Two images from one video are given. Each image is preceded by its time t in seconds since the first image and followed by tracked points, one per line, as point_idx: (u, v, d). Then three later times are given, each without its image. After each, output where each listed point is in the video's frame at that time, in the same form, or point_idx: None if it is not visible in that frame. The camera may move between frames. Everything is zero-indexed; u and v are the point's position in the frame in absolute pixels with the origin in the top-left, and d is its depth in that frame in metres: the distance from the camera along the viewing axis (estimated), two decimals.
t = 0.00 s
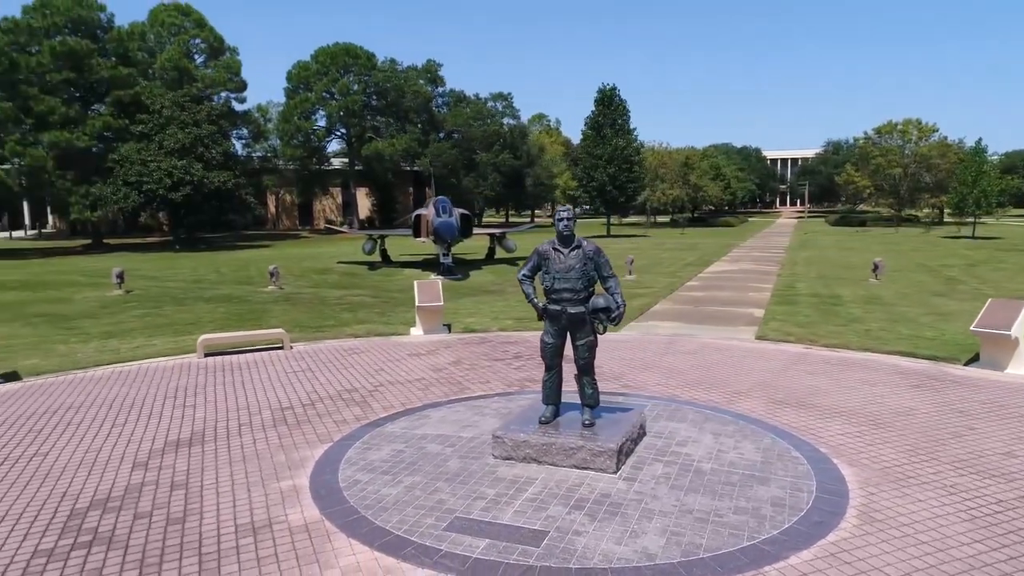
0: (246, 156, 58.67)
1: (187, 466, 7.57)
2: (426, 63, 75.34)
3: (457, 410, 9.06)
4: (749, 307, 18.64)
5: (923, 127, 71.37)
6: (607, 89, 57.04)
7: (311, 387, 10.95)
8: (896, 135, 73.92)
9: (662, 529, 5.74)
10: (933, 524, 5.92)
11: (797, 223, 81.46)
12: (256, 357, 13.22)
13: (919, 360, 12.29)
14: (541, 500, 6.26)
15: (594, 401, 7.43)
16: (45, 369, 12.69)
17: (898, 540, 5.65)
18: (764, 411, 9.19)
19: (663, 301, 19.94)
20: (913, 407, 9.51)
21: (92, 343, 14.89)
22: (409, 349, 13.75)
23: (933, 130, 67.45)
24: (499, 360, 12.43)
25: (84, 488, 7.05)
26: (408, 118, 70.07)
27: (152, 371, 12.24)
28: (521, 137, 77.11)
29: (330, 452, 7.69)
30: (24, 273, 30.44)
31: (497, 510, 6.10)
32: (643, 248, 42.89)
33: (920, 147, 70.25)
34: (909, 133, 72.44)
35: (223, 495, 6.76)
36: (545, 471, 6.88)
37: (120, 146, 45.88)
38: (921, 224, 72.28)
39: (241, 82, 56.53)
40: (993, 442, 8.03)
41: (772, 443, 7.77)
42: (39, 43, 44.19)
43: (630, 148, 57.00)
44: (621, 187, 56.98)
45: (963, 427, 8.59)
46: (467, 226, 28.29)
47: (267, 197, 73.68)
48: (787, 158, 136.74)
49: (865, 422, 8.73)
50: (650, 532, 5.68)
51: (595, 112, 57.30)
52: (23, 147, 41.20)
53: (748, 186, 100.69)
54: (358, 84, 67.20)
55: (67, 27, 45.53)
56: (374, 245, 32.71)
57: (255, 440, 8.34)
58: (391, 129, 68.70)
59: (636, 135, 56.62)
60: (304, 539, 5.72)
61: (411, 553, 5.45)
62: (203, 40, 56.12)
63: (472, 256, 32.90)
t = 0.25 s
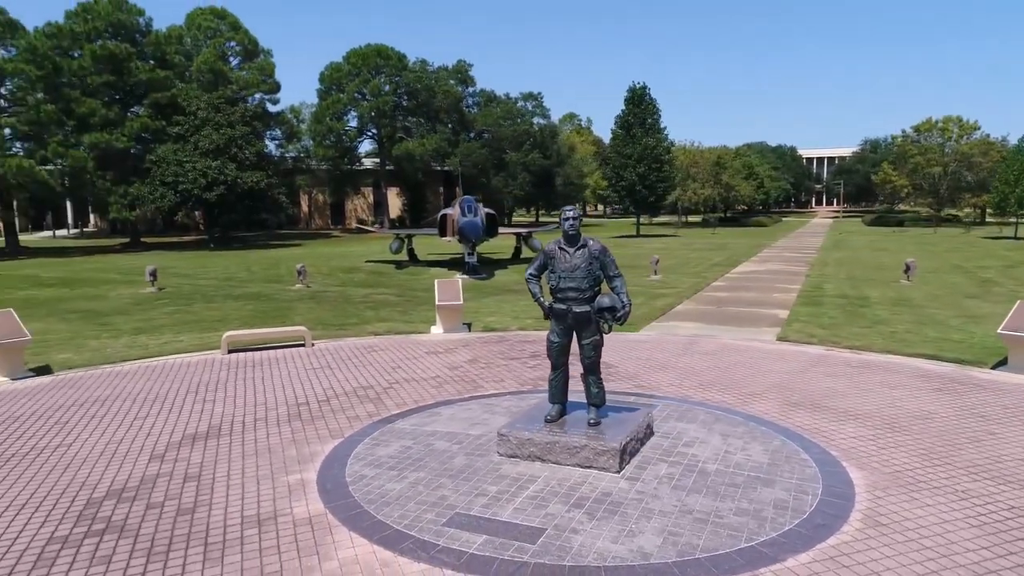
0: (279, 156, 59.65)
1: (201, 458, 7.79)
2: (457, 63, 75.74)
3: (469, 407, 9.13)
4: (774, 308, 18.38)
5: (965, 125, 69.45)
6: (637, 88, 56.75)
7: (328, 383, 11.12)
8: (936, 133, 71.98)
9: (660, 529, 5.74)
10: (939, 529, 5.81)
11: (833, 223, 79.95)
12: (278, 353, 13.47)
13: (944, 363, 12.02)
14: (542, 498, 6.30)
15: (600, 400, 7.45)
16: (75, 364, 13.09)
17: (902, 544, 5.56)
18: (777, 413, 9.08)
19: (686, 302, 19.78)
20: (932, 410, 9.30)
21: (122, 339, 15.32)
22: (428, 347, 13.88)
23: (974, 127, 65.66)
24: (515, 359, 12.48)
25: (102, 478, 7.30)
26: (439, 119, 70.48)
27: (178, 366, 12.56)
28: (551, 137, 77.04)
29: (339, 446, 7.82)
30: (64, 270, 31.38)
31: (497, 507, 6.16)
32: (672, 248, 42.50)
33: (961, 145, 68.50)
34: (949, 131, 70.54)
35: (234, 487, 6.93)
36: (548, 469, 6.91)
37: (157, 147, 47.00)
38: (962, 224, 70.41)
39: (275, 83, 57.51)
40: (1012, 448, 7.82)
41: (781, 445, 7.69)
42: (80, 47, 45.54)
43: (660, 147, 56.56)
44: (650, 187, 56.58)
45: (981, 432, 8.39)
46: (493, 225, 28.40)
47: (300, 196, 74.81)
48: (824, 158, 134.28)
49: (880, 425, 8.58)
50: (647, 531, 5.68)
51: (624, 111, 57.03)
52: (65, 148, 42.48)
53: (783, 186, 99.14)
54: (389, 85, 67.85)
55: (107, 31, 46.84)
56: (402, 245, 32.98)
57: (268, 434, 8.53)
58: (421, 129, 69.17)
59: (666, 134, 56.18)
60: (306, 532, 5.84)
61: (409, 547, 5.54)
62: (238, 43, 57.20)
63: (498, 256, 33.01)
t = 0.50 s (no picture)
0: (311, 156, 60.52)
1: (213, 451, 7.98)
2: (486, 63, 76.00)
3: (478, 405, 9.19)
4: (798, 308, 18.12)
5: (1007, 122, 67.47)
6: (667, 86, 56.34)
7: (344, 380, 11.28)
8: (976, 130, 70.07)
9: (655, 528, 5.73)
10: (941, 534, 5.71)
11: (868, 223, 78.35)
12: (297, 350, 13.68)
13: (969, 366, 11.74)
14: (541, 495, 6.34)
15: (604, 398, 7.45)
16: (103, 358, 13.48)
17: (901, 548, 5.47)
18: (788, 414, 8.98)
19: (709, 302, 19.60)
20: (950, 414, 9.11)
21: (149, 335, 15.69)
22: (445, 345, 13.98)
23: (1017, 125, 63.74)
24: (530, 358, 12.53)
25: (117, 469, 7.54)
26: (468, 118, 70.79)
27: (200, 362, 12.85)
28: (580, 137, 76.87)
29: (346, 442, 7.95)
30: (101, 268, 32.21)
31: (496, 504, 6.22)
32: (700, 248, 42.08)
33: (1002, 143, 66.67)
34: (990, 129, 68.60)
35: (241, 479, 7.10)
36: (549, 466, 6.95)
37: (192, 148, 48.03)
38: (1004, 224, 68.39)
39: (306, 84, 58.37)
40: None
41: (788, 446, 7.62)
42: (119, 51, 46.82)
43: (689, 146, 56.07)
44: (679, 186, 56.13)
45: (998, 437, 8.18)
46: (517, 225, 28.46)
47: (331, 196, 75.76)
48: (860, 156, 131.62)
49: (893, 428, 8.44)
50: (642, 530, 5.69)
51: (654, 110, 56.66)
52: (104, 149, 43.69)
53: (817, 185, 97.47)
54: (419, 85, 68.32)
55: (144, 35, 48.06)
56: (427, 244, 33.19)
57: (280, 428, 8.70)
58: (450, 129, 69.52)
59: (695, 133, 55.68)
60: (306, 524, 5.97)
61: (405, 541, 5.62)
62: (270, 45, 58.18)
63: (524, 255, 33.07)
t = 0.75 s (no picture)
0: (340, 156, 61.25)
1: (222, 445, 8.14)
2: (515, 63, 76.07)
3: (484, 404, 9.23)
4: (821, 310, 17.83)
5: None
6: (696, 85, 55.82)
7: (357, 377, 11.42)
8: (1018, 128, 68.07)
9: (648, 528, 5.73)
10: (942, 541, 5.59)
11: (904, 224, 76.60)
12: (315, 348, 13.87)
13: (991, 370, 11.45)
14: (537, 493, 6.37)
15: (606, 399, 7.44)
16: (128, 354, 13.84)
17: (897, 554, 5.38)
18: (798, 417, 8.86)
19: (730, 303, 19.39)
20: (966, 419, 8.90)
21: (173, 332, 16.03)
22: (459, 344, 14.07)
23: None
24: (543, 358, 12.54)
25: (130, 461, 7.74)
26: (496, 118, 70.95)
27: (220, 357, 13.10)
28: (609, 136, 76.56)
29: (351, 438, 8.05)
30: (134, 266, 32.98)
31: (492, 501, 6.25)
32: (728, 248, 41.59)
33: None
34: None
35: (247, 473, 7.24)
36: (549, 465, 6.97)
37: (224, 148, 48.91)
38: None
39: (336, 85, 59.04)
40: None
41: (792, 449, 7.52)
42: (154, 53, 47.95)
43: (718, 145, 55.45)
44: (708, 186, 55.52)
45: (1014, 444, 7.97)
46: (540, 225, 28.48)
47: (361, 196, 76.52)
48: (898, 155, 128.79)
49: (905, 432, 8.28)
50: (634, 530, 5.68)
51: (683, 109, 56.18)
52: (139, 150, 44.63)
53: (851, 185, 95.62)
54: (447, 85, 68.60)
55: (179, 37, 49.05)
56: (451, 243, 33.33)
57: (290, 424, 8.84)
58: (479, 129, 69.70)
59: (725, 132, 55.06)
60: (305, 518, 6.07)
61: (399, 536, 5.70)
62: (301, 47, 59.06)
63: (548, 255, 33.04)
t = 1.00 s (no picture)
0: (369, 156, 61.84)
1: (231, 440, 8.32)
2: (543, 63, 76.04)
3: (490, 402, 9.28)
4: (843, 311, 17.52)
5: None
6: (725, 83, 55.25)
7: (369, 375, 11.54)
8: None
9: (638, 529, 5.71)
10: (940, 548, 5.48)
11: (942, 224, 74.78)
12: (331, 346, 14.05)
13: (1013, 374, 11.17)
14: (531, 492, 6.39)
15: (606, 399, 7.42)
16: (151, 350, 14.17)
17: (891, 560, 5.29)
18: (806, 420, 8.73)
19: (751, 304, 19.15)
20: (981, 424, 8.69)
21: (196, 329, 16.37)
22: (473, 343, 14.14)
23: None
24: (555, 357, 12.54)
25: (141, 454, 7.94)
26: (523, 118, 70.99)
27: (238, 355, 13.35)
28: (638, 135, 76.11)
29: (355, 435, 8.15)
30: (165, 264, 33.71)
31: (486, 499, 6.30)
32: (756, 248, 41.07)
33: None
34: None
35: (252, 468, 7.39)
36: (546, 465, 6.99)
37: (255, 149, 49.70)
38: None
39: (365, 86, 59.60)
40: None
41: (796, 452, 7.42)
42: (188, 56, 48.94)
43: (748, 144, 54.78)
44: (737, 185, 54.85)
45: None
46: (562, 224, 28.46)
47: (389, 196, 77.14)
48: (936, 153, 125.82)
49: (915, 436, 8.12)
50: (625, 531, 5.67)
51: (711, 107, 55.64)
52: (172, 150, 45.52)
53: (887, 184, 93.62)
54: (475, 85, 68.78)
55: (211, 40, 49.92)
56: (475, 243, 33.44)
57: (297, 421, 8.98)
58: (506, 129, 69.75)
59: (755, 130, 54.38)
60: (302, 512, 6.19)
61: (391, 532, 5.77)
62: (331, 48, 59.79)
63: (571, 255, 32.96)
